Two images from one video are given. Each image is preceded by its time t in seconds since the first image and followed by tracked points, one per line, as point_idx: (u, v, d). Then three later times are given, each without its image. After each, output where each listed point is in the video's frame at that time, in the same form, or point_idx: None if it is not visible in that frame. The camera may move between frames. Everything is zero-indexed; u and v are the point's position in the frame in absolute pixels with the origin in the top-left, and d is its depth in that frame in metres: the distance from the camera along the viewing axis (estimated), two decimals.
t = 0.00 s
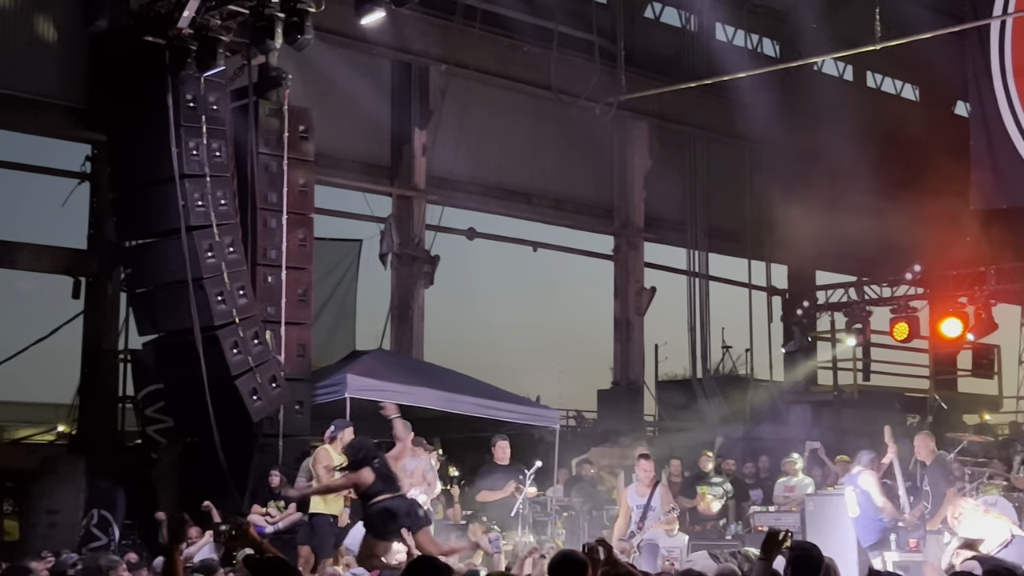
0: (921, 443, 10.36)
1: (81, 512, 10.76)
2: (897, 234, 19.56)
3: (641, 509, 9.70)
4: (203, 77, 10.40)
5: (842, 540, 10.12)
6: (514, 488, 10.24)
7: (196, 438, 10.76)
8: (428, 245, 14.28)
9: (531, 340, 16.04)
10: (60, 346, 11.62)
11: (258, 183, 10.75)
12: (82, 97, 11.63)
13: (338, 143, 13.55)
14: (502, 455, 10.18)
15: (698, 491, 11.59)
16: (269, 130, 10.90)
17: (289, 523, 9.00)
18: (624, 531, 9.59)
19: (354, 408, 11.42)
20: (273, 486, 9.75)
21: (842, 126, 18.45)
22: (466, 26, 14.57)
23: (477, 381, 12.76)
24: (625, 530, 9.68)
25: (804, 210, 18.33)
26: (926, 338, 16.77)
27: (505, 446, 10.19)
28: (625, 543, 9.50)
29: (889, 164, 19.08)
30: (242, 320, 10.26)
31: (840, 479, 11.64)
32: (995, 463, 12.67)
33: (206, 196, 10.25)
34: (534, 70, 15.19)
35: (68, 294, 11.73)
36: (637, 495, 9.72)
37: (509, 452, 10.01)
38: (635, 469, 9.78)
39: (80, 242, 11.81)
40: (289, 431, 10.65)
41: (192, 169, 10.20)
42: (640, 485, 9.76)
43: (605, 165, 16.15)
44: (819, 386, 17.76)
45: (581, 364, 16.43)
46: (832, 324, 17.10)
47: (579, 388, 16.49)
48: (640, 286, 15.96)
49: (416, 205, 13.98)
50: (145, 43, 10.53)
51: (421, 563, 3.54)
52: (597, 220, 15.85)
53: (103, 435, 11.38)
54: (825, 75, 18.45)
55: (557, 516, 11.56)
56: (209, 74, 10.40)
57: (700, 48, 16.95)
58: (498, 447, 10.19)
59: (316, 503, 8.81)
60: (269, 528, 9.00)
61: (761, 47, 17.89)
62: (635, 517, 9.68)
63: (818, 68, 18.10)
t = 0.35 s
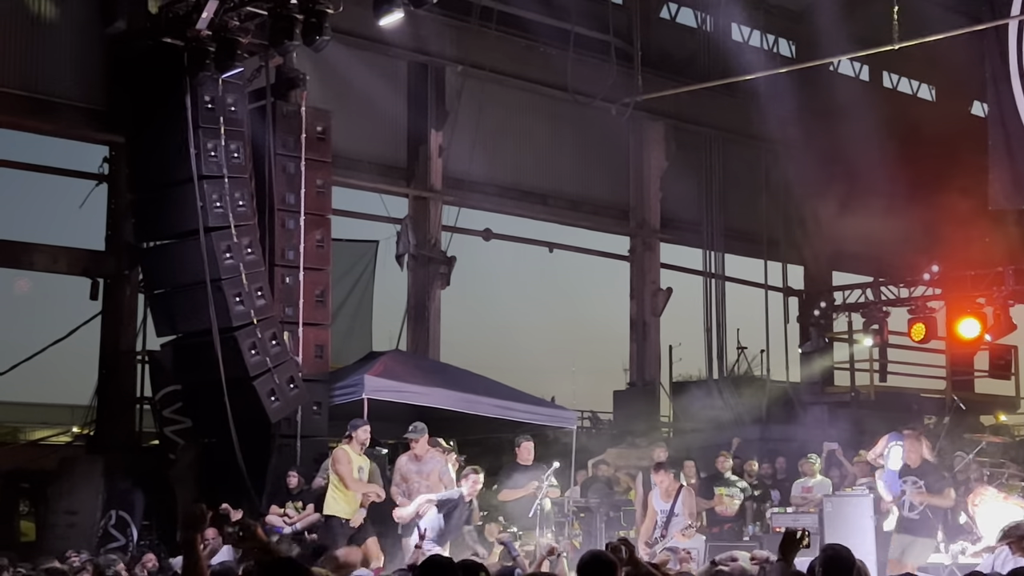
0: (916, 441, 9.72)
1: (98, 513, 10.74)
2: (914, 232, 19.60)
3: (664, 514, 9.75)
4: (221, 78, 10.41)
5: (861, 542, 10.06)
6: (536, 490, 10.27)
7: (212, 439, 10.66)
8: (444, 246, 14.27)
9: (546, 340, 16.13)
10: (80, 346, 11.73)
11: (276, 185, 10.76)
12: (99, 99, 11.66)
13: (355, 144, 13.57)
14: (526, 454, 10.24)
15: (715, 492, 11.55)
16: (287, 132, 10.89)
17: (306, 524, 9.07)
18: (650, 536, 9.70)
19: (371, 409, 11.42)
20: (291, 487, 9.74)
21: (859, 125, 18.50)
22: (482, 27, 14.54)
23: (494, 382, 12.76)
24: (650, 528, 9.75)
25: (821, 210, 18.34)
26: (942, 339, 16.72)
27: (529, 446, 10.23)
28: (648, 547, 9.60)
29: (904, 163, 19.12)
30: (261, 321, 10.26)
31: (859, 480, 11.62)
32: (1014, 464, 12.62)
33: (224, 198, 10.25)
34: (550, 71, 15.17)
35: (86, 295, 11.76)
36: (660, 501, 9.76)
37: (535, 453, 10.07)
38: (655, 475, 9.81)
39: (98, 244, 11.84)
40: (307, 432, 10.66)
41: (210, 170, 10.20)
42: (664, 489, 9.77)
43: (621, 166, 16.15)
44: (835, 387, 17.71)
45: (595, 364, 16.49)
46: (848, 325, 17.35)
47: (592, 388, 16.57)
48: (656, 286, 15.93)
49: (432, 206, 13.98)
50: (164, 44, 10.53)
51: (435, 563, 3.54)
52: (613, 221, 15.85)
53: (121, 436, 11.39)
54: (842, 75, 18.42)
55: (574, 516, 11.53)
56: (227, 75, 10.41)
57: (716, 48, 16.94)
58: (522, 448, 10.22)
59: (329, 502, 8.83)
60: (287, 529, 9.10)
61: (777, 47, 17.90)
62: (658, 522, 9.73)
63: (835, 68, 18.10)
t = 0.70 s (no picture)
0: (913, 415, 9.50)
1: (108, 513, 10.75)
2: (922, 233, 19.62)
3: (667, 512, 9.72)
4: (230, 78, 10.44)
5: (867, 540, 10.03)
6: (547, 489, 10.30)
7: (222, 439, 10.66)
8: (453, 246, 14.26)
9: (554, 341, 16.16)
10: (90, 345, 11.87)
11: (284, 185, 10.76)
12: (110, 99, 11.65)
13: (363, 144, 13.60)
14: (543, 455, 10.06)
15: (724, 492, 11.53)
16: (296, 132, 10.89)
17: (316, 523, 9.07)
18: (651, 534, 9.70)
19: (381, 409, 11.42)
20: (300, 487, 9.76)
21: (868, 125, 18.47)
22: (490, 28, 14.51)
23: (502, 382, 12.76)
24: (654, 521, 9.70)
25: (830, 211, 18.34)
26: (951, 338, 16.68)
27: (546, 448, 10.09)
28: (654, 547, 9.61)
29: (913, 163, 19.11)
30: (270, 321, 10.26)
31: (868, 481, 11.60)
32: None
33: (233, 198, 10.26)
34: (558, 72, 15.12)
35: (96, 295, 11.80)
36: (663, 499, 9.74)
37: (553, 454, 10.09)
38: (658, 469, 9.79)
39: (107, 245, 11.94)
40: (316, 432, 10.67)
41: (220, 171, 10.21)
42: (667, 488, 9.74)
43: (630, 167, 16.15)
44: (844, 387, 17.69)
45: (605, 365, 16.68)
46: (857, 324, 17.25)
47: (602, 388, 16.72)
48: (664, 287, 15.88)
49: (440, 207, 13.99)
50: (173, 45, 10.52)
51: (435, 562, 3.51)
52: (621, 221, 15.86)
53: (130, 437, 11.40)
54: (850, 75, 18.39)
55: (584, 517, 11.51)
56: (236, 75, 10.44)
57: (724, 49, 16.94)
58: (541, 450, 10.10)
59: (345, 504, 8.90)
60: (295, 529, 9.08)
61: (785, 48, 17.88)
62: (661, 520, 9.72)
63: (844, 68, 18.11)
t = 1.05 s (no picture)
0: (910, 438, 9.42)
1: (108, 513, 10.75)
2: (921, 232, 19.65)
3: (661, 516, 9.75)
4: (231, 78, 10.44)
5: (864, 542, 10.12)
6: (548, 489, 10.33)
7: (221, 439, 10.61)
8: (452, 247, 14.28)
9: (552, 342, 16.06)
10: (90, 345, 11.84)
11: (285, 185, 10.76)
12: (110, 100, 11.66)
13: (363, 144, 13.60)
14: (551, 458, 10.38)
15: (723, 492, 11.57)
16: (296, 132, 10.88)
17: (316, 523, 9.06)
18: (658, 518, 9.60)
19: (381, 409, 11.45)
20: (301, 488, 9.73)
21: (867, 124, 18.50)
22: (490, 28, 14.56)
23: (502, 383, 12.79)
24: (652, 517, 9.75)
25: (830, 211, 18.35)
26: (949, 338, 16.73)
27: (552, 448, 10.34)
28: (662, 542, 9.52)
29: (914, 163, 19.10)
30: (270, 322, 10.23)
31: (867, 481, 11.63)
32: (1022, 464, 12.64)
33: (234, 198, 10.25)
34: (558, 72, 15.16)
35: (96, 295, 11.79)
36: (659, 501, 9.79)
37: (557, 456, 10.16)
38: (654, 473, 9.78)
39: (107, 245, 11.95)
40: (317, 432, 10.66)
41: (220, 171, 10.20)
42: (661, 492, 9.82)
43: (629, 166, 16.16)
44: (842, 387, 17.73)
45: (602, 366, 16.53)
46: (857, 325, 17.29)
47: (597, 389, 16.62)
48: (663, 287, 15.93)
49: (440, 207, 13.99)
50: (175, 46, 10.50)
51: (441, 563, 3.56)
52: (620, 222, 15.88)
53: (131, 437, 11.39)
54: (849, 75, 18.44)
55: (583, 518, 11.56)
56: (237, 75, 10.43)
57: (723, 49, 16.96)
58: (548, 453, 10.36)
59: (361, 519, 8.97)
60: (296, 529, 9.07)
61: (784, 48, 17.95)
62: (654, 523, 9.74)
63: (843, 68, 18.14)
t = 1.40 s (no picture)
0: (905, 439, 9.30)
1: (92, 508, 10.70)
2: (905, 226, 19.71)
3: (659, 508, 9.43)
4: (217, 71, 10.38)
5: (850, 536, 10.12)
6: (535, 484, 10.33)
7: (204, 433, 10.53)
8: (438, 241, 14.33)
9: (535, 336, 15.95)
10: (73, 338, 11.69)
11: (271, 178, 10.68)
12: (95, 92, 11.67)
13: (349, 138, 13.56)
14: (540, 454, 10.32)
15: (708, 487, 11.55)
16: (282, 126, 10.84)
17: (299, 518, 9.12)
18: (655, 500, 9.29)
19: (368, 404, 11.43)
20: (286, 482, 9.69)
21: (851, 119, 18.57)
22: (476, 22, 14.57)
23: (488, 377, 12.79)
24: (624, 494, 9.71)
25: (814, 205, 18.38)
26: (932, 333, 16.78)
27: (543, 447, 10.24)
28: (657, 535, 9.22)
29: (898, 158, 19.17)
30: (256, 315, 10.17)
31: (852, 476, 11.67)
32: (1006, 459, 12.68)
33: (219, 191, 10.20)
34: (544, 66, 15.21)
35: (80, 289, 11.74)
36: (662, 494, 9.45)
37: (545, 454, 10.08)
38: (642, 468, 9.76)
39: (91, 238, 11.85)
40: (302, 426, 10.60)
41: (206, 164, 10.15)
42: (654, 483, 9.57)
43: (615, 161, 16.16)
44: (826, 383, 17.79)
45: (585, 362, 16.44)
46: (840, 320, 17.33)
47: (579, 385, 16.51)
48: (649, 282, 16.00)
49: (426, 200, 13.98)
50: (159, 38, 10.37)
51: (427, 558, 3.57)
52: (606, 217, 15.90)
53: (115, 430, 11.36)
54: (834, 71, 18.45)
55: (569, 511, 11.56)
56: (223, 68, 10.40)
57: (709, 44, 16.97)
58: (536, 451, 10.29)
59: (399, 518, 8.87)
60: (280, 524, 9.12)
61: (770, 44, 17.92)
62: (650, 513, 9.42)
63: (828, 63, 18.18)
